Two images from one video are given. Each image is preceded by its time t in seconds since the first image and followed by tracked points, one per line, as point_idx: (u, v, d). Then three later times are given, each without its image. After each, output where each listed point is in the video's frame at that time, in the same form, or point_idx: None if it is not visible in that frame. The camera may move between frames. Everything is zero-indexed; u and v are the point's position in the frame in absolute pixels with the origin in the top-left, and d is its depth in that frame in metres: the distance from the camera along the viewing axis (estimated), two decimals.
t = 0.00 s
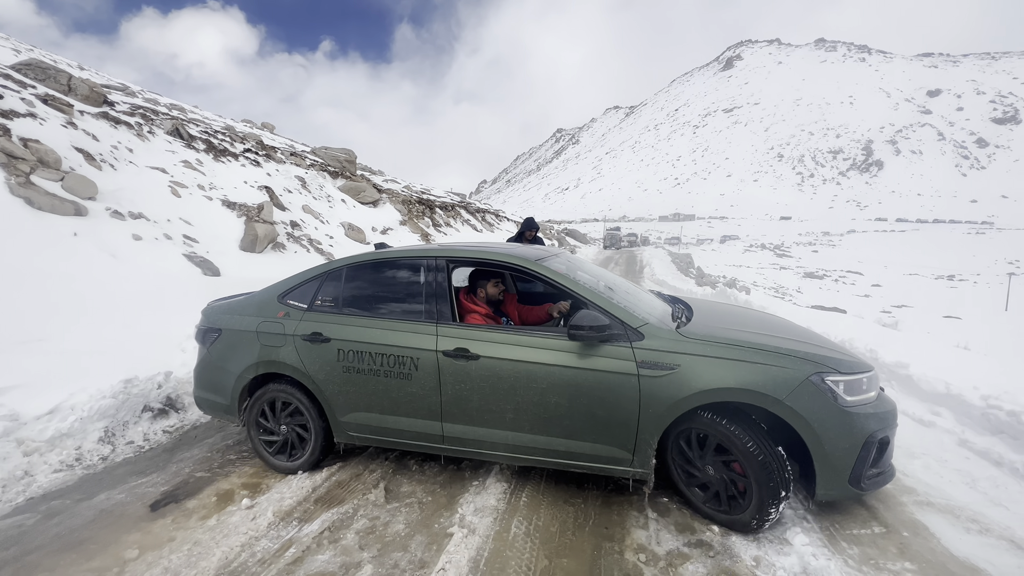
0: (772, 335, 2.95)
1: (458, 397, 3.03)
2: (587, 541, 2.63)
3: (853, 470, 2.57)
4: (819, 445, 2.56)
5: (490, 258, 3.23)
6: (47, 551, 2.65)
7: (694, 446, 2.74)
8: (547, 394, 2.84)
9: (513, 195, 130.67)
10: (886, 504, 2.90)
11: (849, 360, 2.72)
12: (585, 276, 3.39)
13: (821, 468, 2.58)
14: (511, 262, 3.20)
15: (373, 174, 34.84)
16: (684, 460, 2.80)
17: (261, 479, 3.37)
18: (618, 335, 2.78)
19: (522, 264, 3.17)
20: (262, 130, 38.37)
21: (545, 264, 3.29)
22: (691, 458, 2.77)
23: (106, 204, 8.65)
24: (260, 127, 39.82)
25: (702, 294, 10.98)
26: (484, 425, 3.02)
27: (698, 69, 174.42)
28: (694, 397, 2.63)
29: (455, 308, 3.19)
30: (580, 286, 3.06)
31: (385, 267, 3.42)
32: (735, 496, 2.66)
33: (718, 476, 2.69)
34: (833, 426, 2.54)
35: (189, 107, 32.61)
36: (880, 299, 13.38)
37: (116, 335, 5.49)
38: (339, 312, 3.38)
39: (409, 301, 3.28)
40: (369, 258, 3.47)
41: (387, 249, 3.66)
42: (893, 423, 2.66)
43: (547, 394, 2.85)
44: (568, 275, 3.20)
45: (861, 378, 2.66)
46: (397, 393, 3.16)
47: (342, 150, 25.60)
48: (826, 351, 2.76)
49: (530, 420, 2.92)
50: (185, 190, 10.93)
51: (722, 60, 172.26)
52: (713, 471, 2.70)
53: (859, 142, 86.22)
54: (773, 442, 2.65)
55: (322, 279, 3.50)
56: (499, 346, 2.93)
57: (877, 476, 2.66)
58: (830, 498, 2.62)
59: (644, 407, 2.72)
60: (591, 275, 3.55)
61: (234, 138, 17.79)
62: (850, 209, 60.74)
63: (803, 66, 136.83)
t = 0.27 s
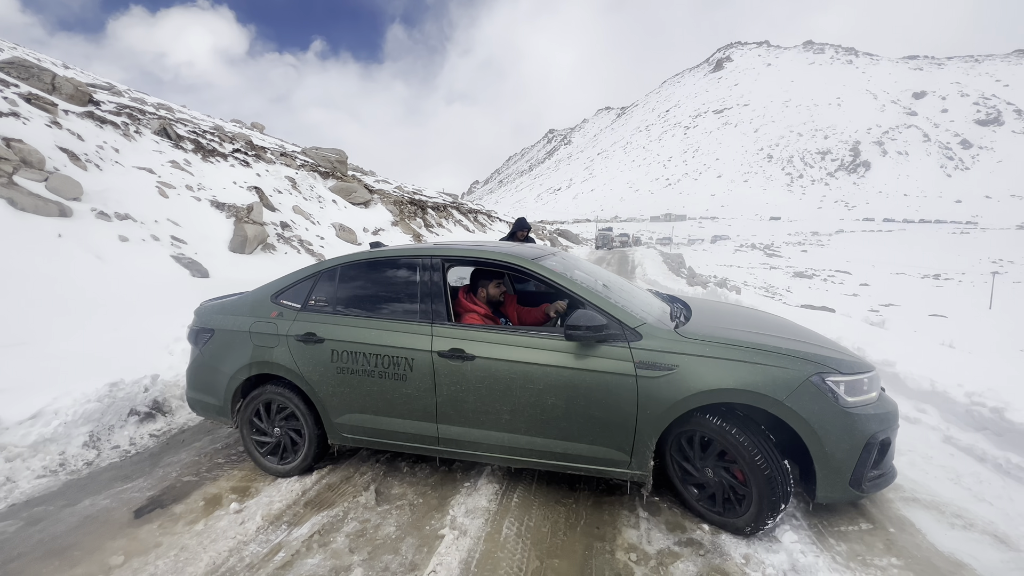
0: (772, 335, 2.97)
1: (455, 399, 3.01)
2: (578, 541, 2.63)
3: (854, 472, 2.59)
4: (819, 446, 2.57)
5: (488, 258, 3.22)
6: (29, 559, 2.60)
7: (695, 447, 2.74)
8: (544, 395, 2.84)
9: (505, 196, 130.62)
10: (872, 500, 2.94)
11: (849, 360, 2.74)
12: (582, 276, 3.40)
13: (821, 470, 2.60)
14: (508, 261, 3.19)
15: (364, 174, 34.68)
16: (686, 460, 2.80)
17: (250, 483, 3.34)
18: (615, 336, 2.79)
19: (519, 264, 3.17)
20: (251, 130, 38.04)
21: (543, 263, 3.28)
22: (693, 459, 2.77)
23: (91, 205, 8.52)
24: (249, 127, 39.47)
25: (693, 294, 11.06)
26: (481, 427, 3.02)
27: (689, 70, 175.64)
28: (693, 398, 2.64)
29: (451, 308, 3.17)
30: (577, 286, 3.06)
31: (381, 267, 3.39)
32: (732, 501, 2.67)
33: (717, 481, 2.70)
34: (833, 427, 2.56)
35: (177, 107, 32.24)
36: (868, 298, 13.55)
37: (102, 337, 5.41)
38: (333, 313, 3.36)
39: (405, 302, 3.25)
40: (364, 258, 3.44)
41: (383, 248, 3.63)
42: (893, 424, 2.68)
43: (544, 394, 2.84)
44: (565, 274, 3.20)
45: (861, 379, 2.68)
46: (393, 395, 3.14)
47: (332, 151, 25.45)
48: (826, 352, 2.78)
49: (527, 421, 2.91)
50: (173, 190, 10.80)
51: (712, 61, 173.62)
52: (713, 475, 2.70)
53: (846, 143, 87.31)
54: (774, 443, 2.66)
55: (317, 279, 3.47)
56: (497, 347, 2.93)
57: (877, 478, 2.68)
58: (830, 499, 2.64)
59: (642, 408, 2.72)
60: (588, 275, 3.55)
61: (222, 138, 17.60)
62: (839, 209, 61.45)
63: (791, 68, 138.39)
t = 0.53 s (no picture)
0: (756, 333, 3.00)
1: (443, 400, 3.01)
2: (570, 541, 2.64)
3: (835, 467, 2.63)
4: (801, 442, 2.61)
5: (476, 258, 3.23)
6: (14, 565, 2.56)
7: (681, 445, 2.77)
8: (532, 395, 2.85)
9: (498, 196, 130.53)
10: (860, 497, 2.98)
11: (830, 357, 2.78)
12: (570, 276, 3.41)
13: (803, 465, 2.63)
14: (496, 262, 3.19)
15: (356, 174, 34.52)
16: (672, 458, 2.82)
17: (241, 485, 3.32)
18: (602, 335, 2.80)
19: (507, 264, 3.17)
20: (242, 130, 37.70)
21: (531, 264, 3.29)
22: (678, 458, 2.80)
23: (78, 206, 8.41)
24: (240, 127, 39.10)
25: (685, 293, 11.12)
26: (469, 427, 3.02)
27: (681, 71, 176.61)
28: (679, 396, 2.66)
29: (439, 309, 3.18)
30: (565, 286, 3.08)
31: (369, 268, 3.38)
32: (720, 497, 2.69)
33: (704, 475, 2.72)
34: (814, 423, 2.59)
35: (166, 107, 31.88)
36: (858, 296, 13.70)
37: (89, 340, 5.35)
38: (321, 315, 3.34)
39: (394, 303, 3.25)
40: (352, 260, 3.43)
41: (371, 250, 3.62)
42: (873, 419, 2.72)
43: (532, 395, 2.85)
44: (553, 275, 3.21)
45: (842, 375, 2.71)
46: (381, 397, 3.14)
47: (325, 151, 25.31)
48: (808, 349, 2.81)
49: (515, 421, 2.92)
50: (162, 191, 10.68)
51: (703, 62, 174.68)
52: (700, 470, 2.73)
53: (837, 143, 88.17)
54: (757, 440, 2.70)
55: (305, 281, 3.46)
56: (484, 347, 2.93)
57: (857, 472, 2.72)
58: (812, 494, 2.67)
59: (629, 407, 2.74)
60: (576, 275, 3.56)
61: (212, 138, 17.44)
62: (829, 209, 62.01)
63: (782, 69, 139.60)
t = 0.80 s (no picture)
0: (740, 330, 3.04)
1: (432, 398, 3.02)
2: (563, 538, 2.65)
3: (818, 459, 2.66)
4: (783, 435, 2.63)
5: (463, 258, 3.23)
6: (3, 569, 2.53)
7: (666, 441, 2.80)
8: (522, 394, 2.86)
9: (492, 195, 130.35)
10: (849, 492, 3.02)
11: (811, 352, 2.82)
12: (558, 275, 3.42)
13: (786, 459, 2.66)
14: (483, 261, 3.20)
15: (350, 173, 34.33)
16: (658, 455, 2.86)
17: (234, 486, 3.30)
18: (590, 333, 2.81)
19: (495, 264, 3.18)
20: (234, 128, 37.34)
21: (519, 263, 3.30)
22: (664, 454, 2.83)
23: (67, 206, 8.31)
24: (231, 126, 38.73)
25: (679, 292, 11.17)
26: (459, 426, 3.02)
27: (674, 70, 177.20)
28: (665, 392, 2.69)
29: (427, 308, 3.18)
30: (553, 285, 3.09)
31: (357, 268, 3.38)
32: (709, 490, 2.71)
33: (690, 469, 2.75)
34: (796, 417, 2.62)
35: (156, 105, 31.48)
36: (849, 294, 13.83)
37: (79, 341, 5.29)
38: (309, 315, 3.34)
39: (382, 303, 3.25)
40: (340, 260, 3.43)
41: (359, 250, 3.62)
42: (853, 413, 2.77)
43: (521, 393, 2.86)
44: (541, 274, 3.22)
45: (822, 369, 2.76)
46: (370, 396, 3.13)
47: (317, 149, 25.16)
48: (790, 345, 2.85)
49: (505, 420, 2.93)
50: (152, 190, 10.58)
51: (696, 61, 175.37)
52: (686, 465, 2.76)
53: (828, 141, 88.83)
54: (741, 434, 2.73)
55: (293, 282, 3.45)
56: (473, 346, 2.94)
57: (839, 463, 2.76)
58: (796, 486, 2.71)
59: (616, 404, 2.75)
60: (564, 274, 3.58)
61: (203, 136, 17.27)
62: (821, 208, 62.52)
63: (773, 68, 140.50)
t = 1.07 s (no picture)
0: (728, 326, 3.07)
1: (424, 395, 3.02)
2: (556, 534, 2.67)
3: (803, 451, 2.70)
4: (770, 428, 2.67)
5: (454, 256, 3.24)
6: None
7: (655, 436, 2.83)
8: (513, 390, 2.87)
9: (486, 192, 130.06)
10: (838, 485, 3.07)
11: (796, 347, 2.86)
12: (549, 273, 3.44)
13: (773, 451, 2.70)
14: (474, 259, 3.21)
15: (342, 171, 34.12)
16: (647, 451, 2.90)
17: (227, 486, 3.29)
18: (580, 330, 2.83)
19: (486, 262, 3.18)
20: (224, 124, 36.95)
21: (509, 261, 3.31)
22: (653, 450, 2.87)
23: (54, 204, 8.20)
24: (222, 123, 38.32)
25: (671, 288, 11.25)
26: (451, 423, 3.03)
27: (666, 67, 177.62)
28: (654, 387, 2.71)
29: (418, 306, 3.18)
30: (543, 282, 3.10)
31: (347, 267, 3.37)
32: (698, 484, 2.74)
33: (680, 463, 2.78)
34: (782, 410, 2.66)
35: (144, 101, 31.06)
36: (840, 291, 13.98)
37: (68, 340, 5.23)
38: (299, 313, 3.33)
39: (373, 301, 3.24)
40: (330, 258, 3.42)
41: (349, 248, 3.61)
42: (838, 406, 2.81)
43: (512, 390, 2.87)
44: (532, 272, 3.23)
45: (807, 363, 2.80)
46: (362, 394, 3.13)
47: (309, 147, 24.99)
48: (776, 340, 2.89)
49: (497, 417, 2.94)
50: (141, 188, 10.46)
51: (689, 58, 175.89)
52: (675, 459, 2.79)
53: (819, 139, 89.51)
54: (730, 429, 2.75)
55: (283, 281, 3.43)
56: (464, 344, 2.95)
57: (825, 456, 2.81)
58: (783, 478, 2.75)
59: (606, 400, 2.77)
60: (555, 272, 3.59)
61: (193, 133, 17.07)
62: (812, 205, 63.02)
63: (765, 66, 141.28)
